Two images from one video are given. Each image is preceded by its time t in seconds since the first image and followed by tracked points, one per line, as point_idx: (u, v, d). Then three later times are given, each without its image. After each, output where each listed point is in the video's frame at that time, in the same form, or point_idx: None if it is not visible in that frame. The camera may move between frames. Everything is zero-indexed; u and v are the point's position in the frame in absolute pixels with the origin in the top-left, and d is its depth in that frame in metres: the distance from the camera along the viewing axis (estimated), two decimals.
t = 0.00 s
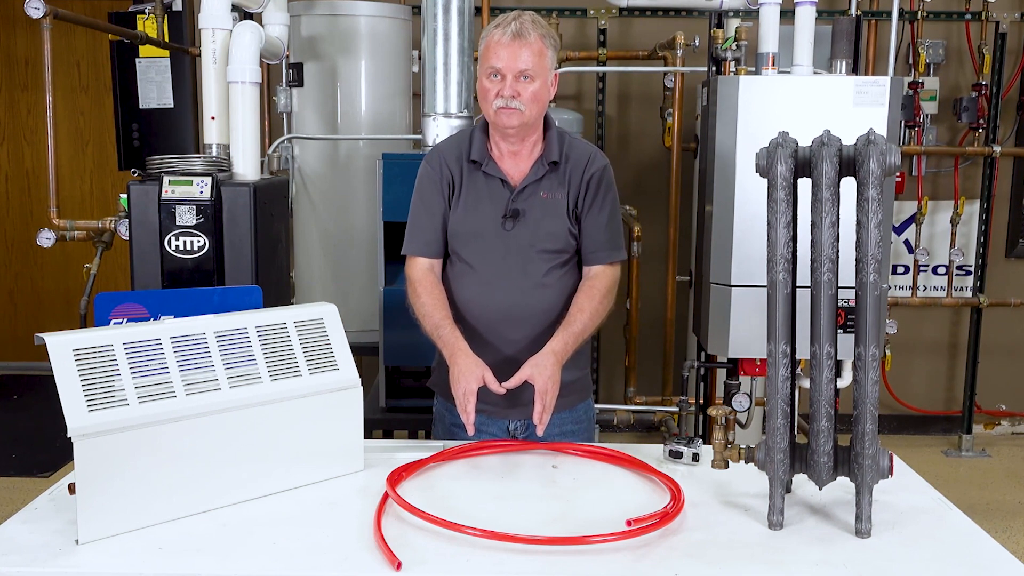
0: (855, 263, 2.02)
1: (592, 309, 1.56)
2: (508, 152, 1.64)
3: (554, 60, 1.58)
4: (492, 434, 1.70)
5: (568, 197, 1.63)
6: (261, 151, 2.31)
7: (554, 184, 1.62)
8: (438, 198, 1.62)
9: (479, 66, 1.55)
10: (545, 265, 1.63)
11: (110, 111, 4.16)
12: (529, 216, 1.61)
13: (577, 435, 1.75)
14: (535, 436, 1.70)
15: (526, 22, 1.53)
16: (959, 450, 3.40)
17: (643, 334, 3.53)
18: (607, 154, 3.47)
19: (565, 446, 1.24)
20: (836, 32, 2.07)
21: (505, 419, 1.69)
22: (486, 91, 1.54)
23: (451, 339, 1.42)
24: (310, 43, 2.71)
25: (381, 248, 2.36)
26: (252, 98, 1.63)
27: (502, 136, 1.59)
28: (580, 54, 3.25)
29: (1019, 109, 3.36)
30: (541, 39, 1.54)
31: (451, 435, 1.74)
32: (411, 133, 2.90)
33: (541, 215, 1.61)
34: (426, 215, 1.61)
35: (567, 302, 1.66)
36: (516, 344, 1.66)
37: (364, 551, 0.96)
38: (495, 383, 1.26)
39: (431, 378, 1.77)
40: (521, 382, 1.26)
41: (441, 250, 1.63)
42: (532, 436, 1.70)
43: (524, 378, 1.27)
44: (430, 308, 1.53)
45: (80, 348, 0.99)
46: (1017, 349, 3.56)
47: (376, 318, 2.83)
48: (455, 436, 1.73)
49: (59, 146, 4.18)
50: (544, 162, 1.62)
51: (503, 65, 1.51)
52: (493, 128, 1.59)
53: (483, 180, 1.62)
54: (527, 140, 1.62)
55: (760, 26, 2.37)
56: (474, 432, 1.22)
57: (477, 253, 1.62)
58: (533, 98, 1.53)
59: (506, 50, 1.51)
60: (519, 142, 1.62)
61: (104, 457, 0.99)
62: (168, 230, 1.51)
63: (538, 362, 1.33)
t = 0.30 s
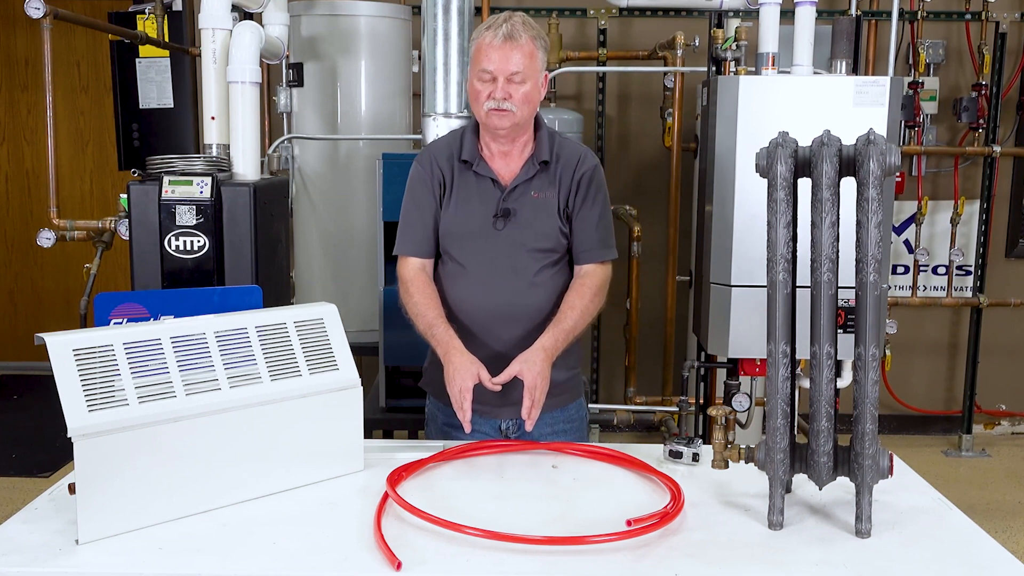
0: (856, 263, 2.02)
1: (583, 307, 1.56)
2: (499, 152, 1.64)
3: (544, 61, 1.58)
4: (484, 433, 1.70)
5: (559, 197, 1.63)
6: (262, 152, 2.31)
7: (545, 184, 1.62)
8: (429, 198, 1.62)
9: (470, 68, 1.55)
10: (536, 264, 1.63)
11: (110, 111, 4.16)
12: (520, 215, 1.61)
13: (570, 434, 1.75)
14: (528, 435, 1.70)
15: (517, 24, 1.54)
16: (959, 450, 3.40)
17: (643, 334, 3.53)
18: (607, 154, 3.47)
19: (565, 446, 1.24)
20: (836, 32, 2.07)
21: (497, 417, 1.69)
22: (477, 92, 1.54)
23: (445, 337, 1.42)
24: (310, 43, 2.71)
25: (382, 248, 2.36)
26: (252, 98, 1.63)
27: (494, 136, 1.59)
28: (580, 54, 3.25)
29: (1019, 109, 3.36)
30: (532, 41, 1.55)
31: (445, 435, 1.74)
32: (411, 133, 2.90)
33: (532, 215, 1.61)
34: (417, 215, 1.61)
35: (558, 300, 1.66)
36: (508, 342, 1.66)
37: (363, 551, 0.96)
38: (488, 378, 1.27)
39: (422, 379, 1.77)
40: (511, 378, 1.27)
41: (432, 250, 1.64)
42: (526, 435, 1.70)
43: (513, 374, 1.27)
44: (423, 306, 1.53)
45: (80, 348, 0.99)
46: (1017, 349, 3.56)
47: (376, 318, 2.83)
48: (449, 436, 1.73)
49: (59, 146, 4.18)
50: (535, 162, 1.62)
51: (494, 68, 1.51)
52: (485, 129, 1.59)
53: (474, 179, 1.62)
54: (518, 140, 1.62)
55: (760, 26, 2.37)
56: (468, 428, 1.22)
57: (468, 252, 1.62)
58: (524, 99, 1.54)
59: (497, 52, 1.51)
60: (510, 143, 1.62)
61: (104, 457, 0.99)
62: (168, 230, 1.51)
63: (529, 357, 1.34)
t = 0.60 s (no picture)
0: (856, 263, 2.02)
1: (574, 303, 1.56)
2: (485, 153, 1.64)
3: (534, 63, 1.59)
4: (475, 432, 1.70)
5: (546, 196, 1.63)
6: (262, 152, 2.31)
7: (532, 183, 1.62)
8: (416, 199, 1.62)
9: (461, 69, 1.55)
10: (524, 263, 1.63)
11: (110, 111, 4.17)
12: (507, 215, 1.61)
13: (561, 433, 1.74)
14: (518, 435, 1.70)
15: (509, 27, 1.54)
16: (959, 450, 3.40)
17: (643, 334, 3.53)
18: (607, 154, 3.46)
19: (566, 446, 1.24)
20: (836, 32, 2.07)
21: (488, 417, 1.69)
22: (469, 94, 1.55)
23: (435, 336, 1.42)
24: (310, 43, 2.71)
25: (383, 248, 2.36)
26: (252, 98, 1.63)
27: (482, 137, 1.60)
28: (580, 54, 3.25)
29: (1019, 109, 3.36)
30: (524, 44, 1.55)
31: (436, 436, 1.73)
32: (411, 133, 2.91)
33: (519, 214, 1.61)
34: (404, 216, 1.61)
35: (547, 299, 1.66)
36: (497, 340, 1.66)
37: (364, 551, 0.96)
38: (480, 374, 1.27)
39: (411, 380, 1.77)
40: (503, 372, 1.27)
41: (420, 250, 1.63)
42: (516, 435, 1.70)
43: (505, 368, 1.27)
44: (411, 305, 1.53)
45: (80, 348, 0.99)
46: (1017, 349, 3.56)
47: (376, 318, 2.83)
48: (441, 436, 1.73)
49: (59, 146, 4.18)
50: (521, 161, 1.62)
51: (488, 70, 1.52)
52: (473, 130, 1.60)
53: (460, 180, 1.63)
54: (506, 142, 1.63)
55: (760, 26, 2.37)
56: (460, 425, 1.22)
57: (456, 252, 1.62)
58: (516, 102, 1.55)
59: (491, 55, 1.52)
60: (497, 144, 1.63)
61: (104, 457, 0.99)
62: (168, 230, 1.51)
63: (520, 352, 1.33)
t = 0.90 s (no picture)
0: (856, 263, 2.02)
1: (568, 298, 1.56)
2: (476, 153, 1.65)
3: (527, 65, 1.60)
4: (472, 432, 1.70)
5: (537, 195, 1.64)
6: (262, 152, 2.31)
7: (523, 183, 1.63)
8: (407, 200, 1.62)
9: (455, 70, 1.55)
10: (518, 262, 1.63)
11: (110, 111, 4.17)
12: (499, 215, 1.62)
13: (558, 429, 1.74)
14: (515, 433, 1.70)
15: (504, 29, 1.55)
16: (959, 450, 3.40)
17: (643, 334, 3.52)
18: (607, 154, 3.47)
19: (566, 446, 1.24)
20: (836, 32, 2.07)
21: (485, 416, 1.69)
22: (462, 95, 1.55)
23: (429, 333, 1.41)
24: (310, 43, 2.71)
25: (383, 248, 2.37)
26: (252, 98, 1.63)
27: (473, 138, 1.60)
28: (580, 54, 3.25)
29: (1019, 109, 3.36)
30: (519, 46, 1.57)
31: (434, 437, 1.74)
32: (412, 133, 2.91)
33: (511, 214, 1.62)
34: (396, 216, 1.60)
35: (540, 297, 1.66)
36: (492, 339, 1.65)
37: (364, 551, 0.96)
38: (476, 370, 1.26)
39: (406, 382, 1.77)
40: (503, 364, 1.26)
41: (412, 251, 1.63)
42: (513, 434, 1.71)
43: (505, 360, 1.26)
44: (404, 304, 1.52)
45: (80, 348, 0.99)
46: (1017, 349, 3.57)
47: (377, 318, 2.83)
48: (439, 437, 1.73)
49: (59, 146, 4.19)
50: (511, 161, 1.63)
51: (482, 71, 1.52)
52: (465, 131, 1.60)
53: (452, 181, 1.63)
54: (495, 143, 1.63)
55: (760, 26, 2.37)
56: (457, 422, 1.21)
57: (449, 253, 1.62)
58: (510, 103, 1.55)
59: (485, 56, 1.52)
60: (487, 144, 1.63)
61: (104, 457, 0.99)
62: (168, 230, 1.51)
63: (521, 343, 1.32)
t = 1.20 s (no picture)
0: (856, 263, 2.02)
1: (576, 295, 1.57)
2: (481, 152, 1.65)
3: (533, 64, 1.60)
4: (477, 431, 1.70)
5: (543, 193, 1.64)
6: (262, 153, 2.31)
7: (528, 181, 1.63)
8: (412, 199, 1.61)
9: (461, 68, 1.56)
10: (523, 260, 1.63)
11: (110, 111, 4.17)
12: (504, 213, 1.62)
13: (564, 428, 1.75)
14: (520, 433, 1.70)
15: (512, 27, 1.55)
16: (959, 450, 3.40)
17: (643, 334, 3.52)
18: (607, 154, 3.47)
19: (565, 446, 1.24)
20: (836, 32, 2.07)
21: (490, 414, 1.68)
22: (468, 93, 1.55)
23: (434, 328, 1.40)
24: (310, 43, 2.71)
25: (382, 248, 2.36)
26: (252, 98, 1.63)
27: (479, 136, 1.60)
28: (580, 54, 3.25)
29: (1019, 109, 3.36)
30: (525, 45, 1.57)
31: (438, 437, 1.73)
32: (411, 133, 2.91)
33: (517, 212, 1.62)
34: (401, 215, 1.60)
35: (545, 295, 1.67)
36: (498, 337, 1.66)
37: (364, 551, 0.96)
38: (484, 363, 1.25)
39: (412, 381, 1.77)
40: (516, 357, 1.26)
41: (418, 249, 1.63)
42: (519, 433, 1.71)
43: (518, 352, 1.26)
44: (409, 301, 1.52)
45: (80, 348, 0.99)
46: (1017, 349, 3.57)
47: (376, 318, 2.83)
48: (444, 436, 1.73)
49: (59, 146, 4.18)
50: (517, 159, 1.63)
51: (488, 69, 1.53)
52: (471, 129, 1.60)
53: (457, 179, 1.63)
54: (500, 141, 1.63)
55: (760, 26, 2.37)
56: (465, 417, 1.21)
57: (454, 251, 1.62)
58: (516, 103, 1.56)
59: (491, 54, 1.53)
60: (492, 142, 1.63)
61: (104, 457, 0.99)
62: (168, 230, 1.51)
63: (532, 338, 1.32)
